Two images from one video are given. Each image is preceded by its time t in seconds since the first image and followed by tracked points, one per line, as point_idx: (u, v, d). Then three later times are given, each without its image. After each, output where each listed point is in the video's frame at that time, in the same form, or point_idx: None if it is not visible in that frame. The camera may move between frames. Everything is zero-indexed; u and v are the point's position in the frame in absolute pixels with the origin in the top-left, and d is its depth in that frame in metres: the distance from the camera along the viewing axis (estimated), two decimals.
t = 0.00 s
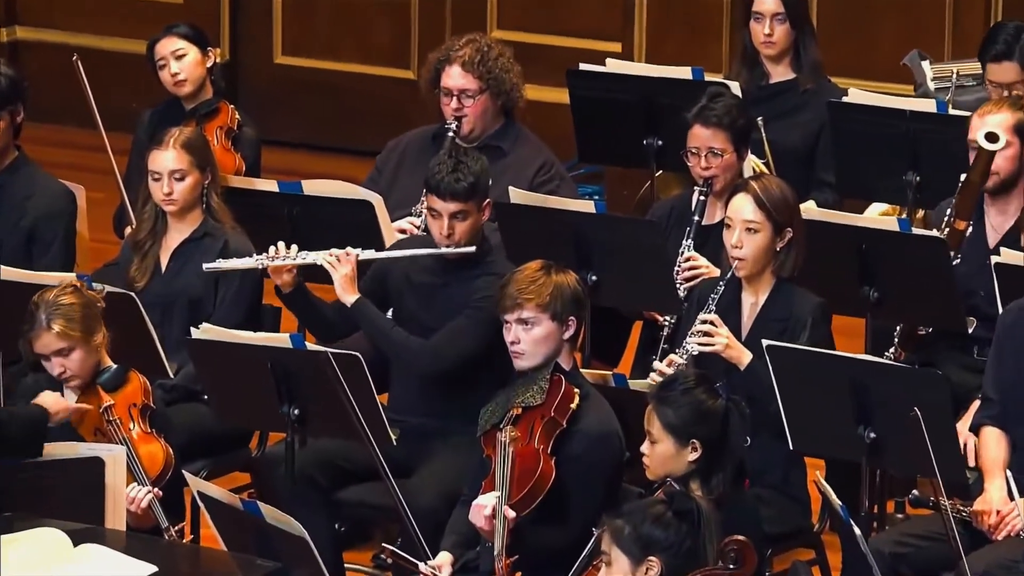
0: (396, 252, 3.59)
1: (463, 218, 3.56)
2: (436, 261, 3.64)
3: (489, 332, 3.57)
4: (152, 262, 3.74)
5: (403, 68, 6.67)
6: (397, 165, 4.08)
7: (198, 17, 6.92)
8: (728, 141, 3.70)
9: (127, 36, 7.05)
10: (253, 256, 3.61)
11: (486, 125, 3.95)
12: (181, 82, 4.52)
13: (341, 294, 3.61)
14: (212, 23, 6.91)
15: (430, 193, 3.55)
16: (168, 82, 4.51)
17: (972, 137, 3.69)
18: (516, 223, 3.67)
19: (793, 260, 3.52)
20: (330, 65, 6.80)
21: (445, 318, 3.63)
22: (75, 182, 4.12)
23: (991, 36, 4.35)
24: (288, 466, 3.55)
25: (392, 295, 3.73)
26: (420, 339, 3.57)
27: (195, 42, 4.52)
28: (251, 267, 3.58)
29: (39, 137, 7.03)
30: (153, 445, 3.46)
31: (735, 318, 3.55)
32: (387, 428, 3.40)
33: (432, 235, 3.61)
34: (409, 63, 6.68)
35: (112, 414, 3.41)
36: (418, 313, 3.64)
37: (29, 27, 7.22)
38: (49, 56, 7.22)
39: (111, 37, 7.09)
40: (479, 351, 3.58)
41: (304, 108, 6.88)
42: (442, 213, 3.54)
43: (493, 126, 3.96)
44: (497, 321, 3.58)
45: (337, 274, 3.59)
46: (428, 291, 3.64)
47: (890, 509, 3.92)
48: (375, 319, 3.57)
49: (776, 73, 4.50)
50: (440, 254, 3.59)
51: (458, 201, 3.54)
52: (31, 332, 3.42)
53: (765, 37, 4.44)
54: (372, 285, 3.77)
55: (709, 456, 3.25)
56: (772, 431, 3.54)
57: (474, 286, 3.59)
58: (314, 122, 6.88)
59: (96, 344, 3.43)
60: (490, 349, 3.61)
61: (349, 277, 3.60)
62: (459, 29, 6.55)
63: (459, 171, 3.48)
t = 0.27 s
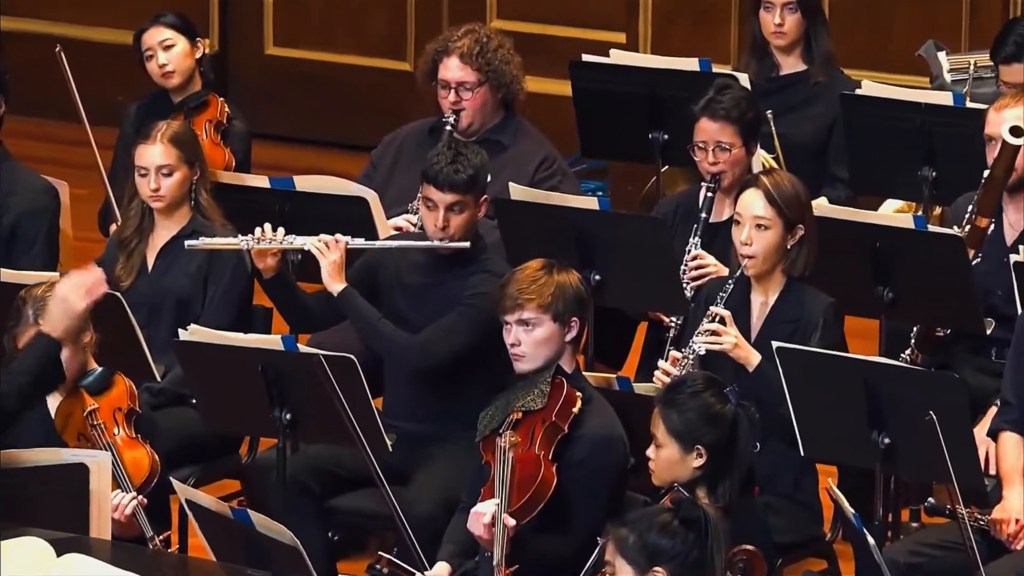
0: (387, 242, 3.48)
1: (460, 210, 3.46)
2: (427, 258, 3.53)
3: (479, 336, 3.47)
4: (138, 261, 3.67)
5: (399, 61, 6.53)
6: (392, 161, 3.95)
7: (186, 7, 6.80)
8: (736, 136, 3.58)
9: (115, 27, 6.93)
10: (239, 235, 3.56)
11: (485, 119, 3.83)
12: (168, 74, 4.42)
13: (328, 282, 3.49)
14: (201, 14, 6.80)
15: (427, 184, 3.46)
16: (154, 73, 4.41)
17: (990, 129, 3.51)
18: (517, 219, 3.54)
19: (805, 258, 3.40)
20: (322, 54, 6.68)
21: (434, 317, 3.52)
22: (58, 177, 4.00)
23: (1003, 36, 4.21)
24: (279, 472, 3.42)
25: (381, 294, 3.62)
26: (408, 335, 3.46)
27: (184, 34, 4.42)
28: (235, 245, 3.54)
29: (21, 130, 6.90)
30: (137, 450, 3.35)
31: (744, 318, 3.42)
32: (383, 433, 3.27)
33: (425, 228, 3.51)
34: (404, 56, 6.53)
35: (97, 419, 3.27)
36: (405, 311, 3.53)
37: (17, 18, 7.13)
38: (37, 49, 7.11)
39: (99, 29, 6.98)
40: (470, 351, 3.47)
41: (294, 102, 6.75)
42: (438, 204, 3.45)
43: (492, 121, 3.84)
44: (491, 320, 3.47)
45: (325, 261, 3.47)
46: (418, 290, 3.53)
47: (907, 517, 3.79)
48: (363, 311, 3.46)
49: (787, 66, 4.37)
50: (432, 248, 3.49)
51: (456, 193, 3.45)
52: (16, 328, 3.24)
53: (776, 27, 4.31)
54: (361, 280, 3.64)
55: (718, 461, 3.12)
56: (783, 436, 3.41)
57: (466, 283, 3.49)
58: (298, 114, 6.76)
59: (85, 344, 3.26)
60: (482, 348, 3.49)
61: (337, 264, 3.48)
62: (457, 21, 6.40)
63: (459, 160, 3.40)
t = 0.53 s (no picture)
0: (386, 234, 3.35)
1: (463, 204, 3.34)
2: (427, 254, 3.42)
3: (479, 335, 3.35)
4: (131, 259, 3.57)
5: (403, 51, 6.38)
6: (393, 158, 3.82)
7: None
8: (753, 131, 3.46)
9: (108, 17, 6.79)
10: (233, 218, 3.43)
11: (491, 113, 3.73)
12: (163, 66, 4.29)
13: (322, 272, 3.34)
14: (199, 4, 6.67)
15: (431, 175, 3.34)
16: (149, 64, 4.28)
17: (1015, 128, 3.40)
18: (525, 217, 3.41)
19: (824, 259, 3.27)
20: (323, 44, 6.54)
21: (431, 315, 3.40)
22: (45, 174, 3.87)
23: None
24: (277, 479, 3.29)
25: (380, 291, 3.50)
26: (404, 329, 3.33)
27: (178, 24, 4.29)
28: (228, 227, 3.40)
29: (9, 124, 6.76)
30: (130, 458, 3.18)
31: (761, 321, 3.30)
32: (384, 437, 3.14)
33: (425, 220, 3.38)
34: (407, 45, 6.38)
35: (87, 424, 3.13)
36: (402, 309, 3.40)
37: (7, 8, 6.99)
38: (28, 40, 6.97)
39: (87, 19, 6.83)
40: (468, 348, 3.36)
41: (291, 94, 6.63)
42: (442, 194, 3.32)
43: (501, 113, 3.74)
44: (492, 318, 3.36)
45: (320, 249, 3.33)
46: (418, 288, 3.42)
47: (929, 525, 3.66)
48: (356, 301, 3.33)
49: (806, 57, 4.25)
50: (432, 241, 3.36)
51: (461, 185, 3.33)
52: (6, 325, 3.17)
53: (794, 17, 4.18)
54: (357, 275, 3.52)
55: (735, 469, 2.99)
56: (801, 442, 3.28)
57: (466, 278, 3.37)
58: (296, 107, 6.63)
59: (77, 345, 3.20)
60: (482, 347, 3.38)
61: (333, 252, 3.34)
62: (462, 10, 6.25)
63: (467, 151, 3.29)
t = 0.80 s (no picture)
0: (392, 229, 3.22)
1: (473, 200, 3.22)
2: (432, 251, 3.28)
3: (485, 334, 3.22)
4: (131, 257, 3.45)
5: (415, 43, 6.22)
6: (404, 153, 3.72)
7: None
8: (778, 126, 3.35)
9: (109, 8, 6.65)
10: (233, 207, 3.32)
11: (506, 105, 3.66)
12: (164, 56, 4.16)
13: (325, 265, 3.23)
14: None
15: (439, 167, 3.22)
16: (149, 55, 4.16)
17: None
18: (541, 213, 3.28)
19: (850, 259, 3.15)
20: (331, 35, 6.36)
21: (435, 314, 3.27)
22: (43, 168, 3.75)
23: None
24: (281, 486, 3.16)
25: (383, 289, 3.37)
26: (407, 326, 3.21)
27: (179, 13, 4.16)
28: (228, 215, 3.29)
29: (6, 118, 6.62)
30: (131, 464, 3.05)
31: (786, 326, 3.17)
32: (393, 441, 3.01)
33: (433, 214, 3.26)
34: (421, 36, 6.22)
35: (86, 429, 3.01)
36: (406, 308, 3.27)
37: None
38: (23, 29, 6.81)
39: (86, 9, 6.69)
40: (474, 348, 3.23)
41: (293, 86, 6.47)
42: (450, 188, 3.21)
43: (514, 107, 3.67)
44: (499, 317, 3.22)
45: (324, 240, 3.22)
46: (423, 287, 3.29)
47: (963, 536, 3.54)
48: (359, 294, 3.21)
49: (833, 49, 4.12)
50: (439, 237, 3.22)
51: (472, 181, 3.21)
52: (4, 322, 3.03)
53: (821, 6, 4.05)
54: (359, 272, 3.39)
55: (763, 476, 2.81)
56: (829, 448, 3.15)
57: (473, 277, 3.24)
58: (303, 98, 6.46)
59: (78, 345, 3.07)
60: (489, 347, 3.25)
61: (336, 245, 3.23)
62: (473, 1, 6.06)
63: (479, 146, 3.16)
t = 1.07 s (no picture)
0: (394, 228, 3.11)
1: (479, 196, 3.12)
2: (438, 250, 3.17)
3: (493, 336, 3.10)
4: (131, 256, 3.33)
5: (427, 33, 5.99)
6: (414, 147, 3.63)
7: None
8: (806, 123, 3.24)
9: None
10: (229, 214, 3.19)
11: (523, 97, 3.57)
12: (165, 47, 4.05)
13: (327, 269, 3.11)
14: None
15: (444, 163, 3.13)
16: (150, 46, 4.04)
17: None
18: (560, 211, 3.17)
19: (879, 259, 3.02)
20: (340, 25, 6.13)
21: (442, 316, 3.15)
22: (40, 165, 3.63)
23: None
24: (287, 494, 3.04)
25: (388, 291, 3.25)
26: (413, 330, 3.09)
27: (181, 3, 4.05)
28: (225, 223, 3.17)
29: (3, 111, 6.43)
30: (130, 472, 2.94)
31: (812, 326, 3.05)
32: (405, 451, 2.89)
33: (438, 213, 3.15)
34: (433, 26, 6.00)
35: (84, 435, 2.89)
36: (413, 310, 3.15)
37: None
38: (19, 19, 6.57)
39: None
40: (484, 351, 3.11)
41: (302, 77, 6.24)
42: (454, 184, 3.11)
43: (531, 99, 3.58)
44: (511, 316, 3.11)
45: (324, 244, 3.10)
46: (429, 287, 3.18)
47: (997, 544, 3.41)
48: (362, 299, 3.09)
49: (861, 40, 3.99)
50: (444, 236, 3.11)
51: (477, 176, 3.11)
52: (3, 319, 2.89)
53: None
54: (364, 275, 3.27)
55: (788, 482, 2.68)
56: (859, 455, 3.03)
57: (481, 277, 3.12)
58: (311, 92, 6.24)
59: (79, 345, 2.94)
60: (500, 349, 3.14)
61: (338, 249, 3.10)
62: None
63: (483, 138, 3.07)
